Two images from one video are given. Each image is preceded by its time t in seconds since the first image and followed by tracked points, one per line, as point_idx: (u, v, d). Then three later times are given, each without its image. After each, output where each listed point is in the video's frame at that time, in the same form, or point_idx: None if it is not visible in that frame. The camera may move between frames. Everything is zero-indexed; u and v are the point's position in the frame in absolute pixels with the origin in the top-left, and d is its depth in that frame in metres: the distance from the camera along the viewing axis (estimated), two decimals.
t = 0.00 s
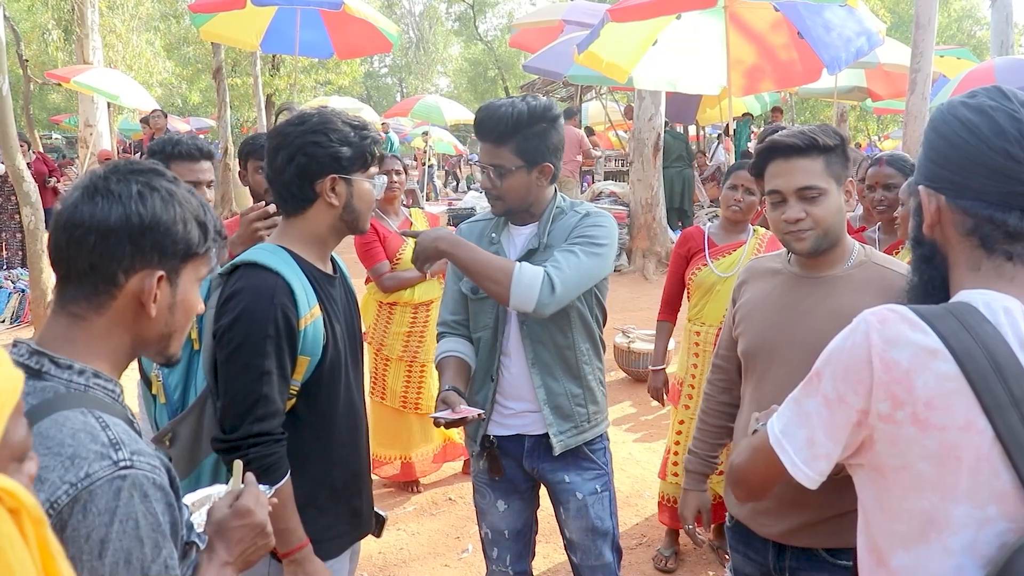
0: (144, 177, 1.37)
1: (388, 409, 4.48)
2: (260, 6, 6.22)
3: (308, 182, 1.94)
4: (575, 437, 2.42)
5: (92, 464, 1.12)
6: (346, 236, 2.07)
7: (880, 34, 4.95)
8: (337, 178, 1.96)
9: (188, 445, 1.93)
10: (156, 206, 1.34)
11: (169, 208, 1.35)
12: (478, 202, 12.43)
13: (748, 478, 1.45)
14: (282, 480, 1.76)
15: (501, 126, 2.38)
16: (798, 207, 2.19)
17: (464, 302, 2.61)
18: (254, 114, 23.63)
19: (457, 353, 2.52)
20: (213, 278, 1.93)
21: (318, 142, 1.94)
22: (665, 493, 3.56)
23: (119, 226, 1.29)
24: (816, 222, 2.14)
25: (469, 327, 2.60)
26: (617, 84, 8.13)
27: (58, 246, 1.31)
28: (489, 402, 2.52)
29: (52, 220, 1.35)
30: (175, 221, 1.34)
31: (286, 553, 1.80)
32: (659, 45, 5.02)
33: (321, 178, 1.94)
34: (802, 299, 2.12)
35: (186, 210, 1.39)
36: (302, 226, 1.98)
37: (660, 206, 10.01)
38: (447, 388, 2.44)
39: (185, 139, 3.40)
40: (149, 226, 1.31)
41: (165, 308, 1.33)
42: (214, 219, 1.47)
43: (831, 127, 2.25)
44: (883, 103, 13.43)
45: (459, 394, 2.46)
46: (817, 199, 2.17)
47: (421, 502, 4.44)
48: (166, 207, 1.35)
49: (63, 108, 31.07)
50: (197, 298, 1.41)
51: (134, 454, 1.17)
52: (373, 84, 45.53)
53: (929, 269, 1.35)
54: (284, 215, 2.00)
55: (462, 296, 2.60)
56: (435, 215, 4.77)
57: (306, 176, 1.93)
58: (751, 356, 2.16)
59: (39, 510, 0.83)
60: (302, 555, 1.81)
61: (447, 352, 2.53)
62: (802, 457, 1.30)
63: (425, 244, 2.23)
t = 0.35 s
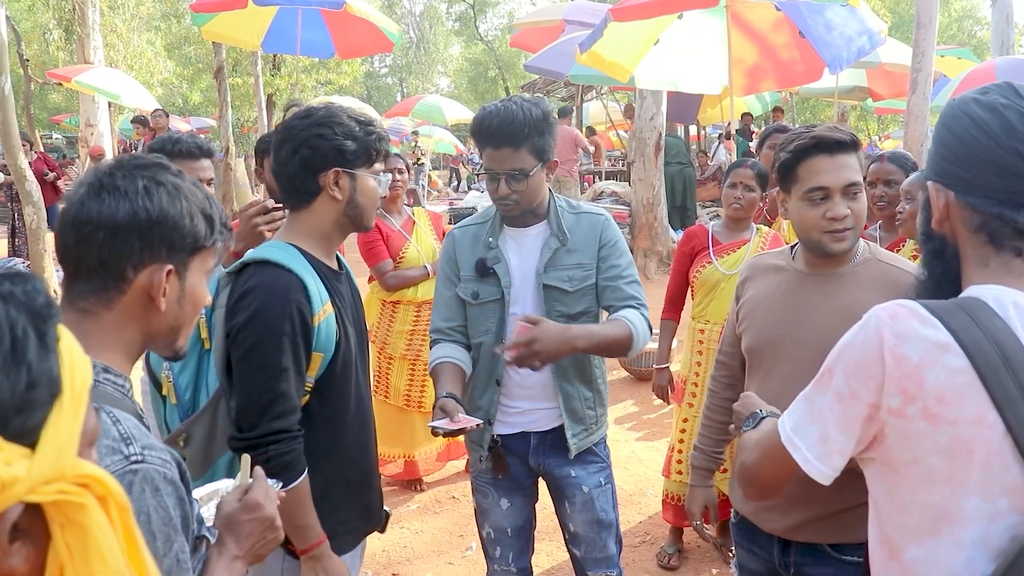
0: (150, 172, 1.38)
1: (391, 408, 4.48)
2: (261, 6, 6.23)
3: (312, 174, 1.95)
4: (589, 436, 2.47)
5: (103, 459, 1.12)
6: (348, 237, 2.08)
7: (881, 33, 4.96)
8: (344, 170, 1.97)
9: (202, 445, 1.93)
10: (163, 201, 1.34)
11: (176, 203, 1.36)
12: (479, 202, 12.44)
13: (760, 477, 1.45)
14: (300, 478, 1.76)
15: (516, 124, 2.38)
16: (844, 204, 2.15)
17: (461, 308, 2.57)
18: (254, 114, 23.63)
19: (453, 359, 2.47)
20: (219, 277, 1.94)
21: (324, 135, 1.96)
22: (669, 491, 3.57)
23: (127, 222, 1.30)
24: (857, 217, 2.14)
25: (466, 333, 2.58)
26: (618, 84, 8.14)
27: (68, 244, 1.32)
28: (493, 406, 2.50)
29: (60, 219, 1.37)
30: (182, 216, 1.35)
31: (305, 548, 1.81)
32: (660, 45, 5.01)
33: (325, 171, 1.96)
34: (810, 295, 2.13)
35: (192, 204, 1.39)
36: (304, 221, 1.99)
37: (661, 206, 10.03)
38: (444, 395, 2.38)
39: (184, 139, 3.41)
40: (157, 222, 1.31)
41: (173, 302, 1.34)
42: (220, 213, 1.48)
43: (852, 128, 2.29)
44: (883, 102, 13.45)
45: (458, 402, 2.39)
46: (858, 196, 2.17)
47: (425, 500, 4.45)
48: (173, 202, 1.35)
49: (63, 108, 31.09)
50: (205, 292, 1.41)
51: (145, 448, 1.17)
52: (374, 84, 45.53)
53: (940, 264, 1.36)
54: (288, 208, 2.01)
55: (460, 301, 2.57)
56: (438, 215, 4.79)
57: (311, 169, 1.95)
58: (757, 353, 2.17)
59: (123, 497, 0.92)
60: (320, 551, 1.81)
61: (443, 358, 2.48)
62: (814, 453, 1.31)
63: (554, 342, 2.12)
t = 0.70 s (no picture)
0: (162, 174, 1.40)
1: (393, 408, 4.50)
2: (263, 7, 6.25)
3: (322, 170, 2.00)
4: (602, 424, 2.58)
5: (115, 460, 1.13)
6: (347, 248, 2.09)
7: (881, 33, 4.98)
8: (352, 175, 2.00)
9: (210, 450, 1.94)
10: (175, 202, 1.37)
11: (187, 204, 1.39)
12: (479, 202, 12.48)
13: (759, 484, 1.46)
14: (306, 469, 1.77)
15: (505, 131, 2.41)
16: (841, 204, 2.18)
17: (461, 315, 2.55)
18: (254, 114, 23.66)
19: (452, 368, 2.45)
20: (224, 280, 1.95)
21: (347, 137, 2.03)
22: (668, 489, 3.63)
23: (140, 222, 1.32)
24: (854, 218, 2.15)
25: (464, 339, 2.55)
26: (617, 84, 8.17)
27: (81, 245, 1.35)
28: (502, 408, 2.51)
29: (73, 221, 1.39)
30: (192, 218, 1.37)
31: (334, 528, 1.81)
32: (660, 46, 5.04)
33: (332, 173, 2.00)
34: (810, 294, 2.16)
35: (202, 206, 1.41)
36: (309, 219, 2.03)
37: (661, 206, 10.06)
38: (445, 406, 2.35)
39: (183, 144, 3.43)
40: (169, 222, 1.34)
41: (183, 302, 1.35)
42: (229, 216, 1.50)
43: (851, 129, 2.32)
44: (882, 103, 13.50)
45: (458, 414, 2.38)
46: (856, 196, 2.19)
47: (427, 499, 4.48)
48: (185, 203, 1.38)
49: (64, 108, 31.12)
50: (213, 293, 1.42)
51: (157, 448, 1.20)
52: (373, 84, 45.55)
53: (935, 264, 1.39)
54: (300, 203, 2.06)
55: (461, 308, 2.54)
56: (439, 216, 4.82)
57: (324, 164, 2.00)
58: (758, 351, 2.20)
59: (177, 500, 0.98)
60: (351, 525, 1.82)
61: (441, 367, 2.45)
62: (816, 454, 1.33)
63: (643, 389, 2.48)
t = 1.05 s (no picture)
0: (149, 171, 1.46)
1: (384, 403, 4.56)
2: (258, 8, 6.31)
3: (325, 173, 1.98)
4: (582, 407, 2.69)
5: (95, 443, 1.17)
6: (335, 250, 2.05)
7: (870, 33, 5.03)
8: (356, 182, 1.99)
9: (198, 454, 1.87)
10: (160, 197, 1.42)
11: (172, 198, 1.44)
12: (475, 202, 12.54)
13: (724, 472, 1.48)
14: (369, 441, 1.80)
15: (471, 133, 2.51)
16: (762, 202, 2.28)
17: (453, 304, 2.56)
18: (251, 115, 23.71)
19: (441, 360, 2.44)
20: (207, 277, 1.89)
21: (357, 144, 2.01)
22: (654, 483, 3.66)
23: (126, 214, 1.37)
24: (777, 220, 2.23)
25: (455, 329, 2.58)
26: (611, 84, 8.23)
27: (70, 236, 1.40)
28: (498, 394, 2.55)
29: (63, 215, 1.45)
30: (178, 212, 1.42)
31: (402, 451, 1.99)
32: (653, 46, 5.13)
33: (336, 179, 1.98)
34: (787, 287, 2.21)
35: (188, 201, 1.47)
36: (304, 218, 2.00)
37: (655, 205, 10.13)
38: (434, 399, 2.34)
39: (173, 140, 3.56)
40: (153, 214, 1.39)
41: (166, 292, 1.40)
42: (214, 212, 1.55)
43: (811, 126, 2.29)
44: (876, 102, 13.59)
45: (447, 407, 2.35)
46: (781, 198, 2.24)
47: (419, 494, 4.54)
48: (169, 197, 1.43)
49: (60, 109, 31.14)
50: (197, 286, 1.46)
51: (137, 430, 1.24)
52: (371, 85, 45.59)
53: (887, 255, 1.46)
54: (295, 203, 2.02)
55: (454, 297, 2.56)
56: (430, 214, 4.90)
57: (328, 167, 1.98)
58: (738, 342, 2.24)
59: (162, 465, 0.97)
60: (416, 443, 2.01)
61: (430, 359, 2.43)
62: (778, 440, 1.36)
63: (625, 379, 2.53)
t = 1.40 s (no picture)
0: (148, 172, 1.56)
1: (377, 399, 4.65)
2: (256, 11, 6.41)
3: (329, 188, 1.97)
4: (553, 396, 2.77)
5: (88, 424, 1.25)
6: (325, 260, 2.04)
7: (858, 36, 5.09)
8: (358, 200, 2.00)
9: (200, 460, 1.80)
10: (157, 197, 1.51)
11: (168, 199, 1.53)
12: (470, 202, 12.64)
13: (684, 459, 1.53)
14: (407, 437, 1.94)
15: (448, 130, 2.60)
16: (721, 203, 2.35)
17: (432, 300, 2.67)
18: (249, 115, 23.78)
19: (421, 357, 2.51)
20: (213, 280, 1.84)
21: (363, 162, 2.01)
22: (638, 476, 3.75)
23: (125, 213, 1.47)
24: (734, 220, 2.32)
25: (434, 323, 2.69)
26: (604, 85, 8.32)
27: (73, 232, 1.49)
28: (477, 384, 2.66)
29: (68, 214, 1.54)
30: (173, 212, 1.51)
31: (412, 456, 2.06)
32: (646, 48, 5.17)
33: (340, 196, 1.98)
34: (758, 284, 2.28)
35: (184, 203, 1.55)
36: (301, 227, 1.98)
37: (649, 205, 10.24)
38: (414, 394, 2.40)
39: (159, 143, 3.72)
40: (151, 213, 1.48)
41: (161, 287, 1.47)
42: (210, 213, 1.64)
43: (777, 129, 2.34)
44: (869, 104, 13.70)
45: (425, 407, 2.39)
46: (734, 198, 2.31)
47: (411, 489, 4.63)
48: (165, 198, 1.52)
49: (57, 110, 31.19)
50: (192, 281, 1.54)
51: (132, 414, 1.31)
52: (368, 85, 45.67)
53: (825, 256, 1.61)
54: (292, 212, 2.00)
55: (433, 293, 2.66)
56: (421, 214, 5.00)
57: (333, 181, 1.98)
58: (713, 337, 2.29)
59: (153, 431, 1.05)
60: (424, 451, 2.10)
61: (411, 356, 2.51)
62: (737, 419, 1.43)
63: (553, 347, 2.50)
